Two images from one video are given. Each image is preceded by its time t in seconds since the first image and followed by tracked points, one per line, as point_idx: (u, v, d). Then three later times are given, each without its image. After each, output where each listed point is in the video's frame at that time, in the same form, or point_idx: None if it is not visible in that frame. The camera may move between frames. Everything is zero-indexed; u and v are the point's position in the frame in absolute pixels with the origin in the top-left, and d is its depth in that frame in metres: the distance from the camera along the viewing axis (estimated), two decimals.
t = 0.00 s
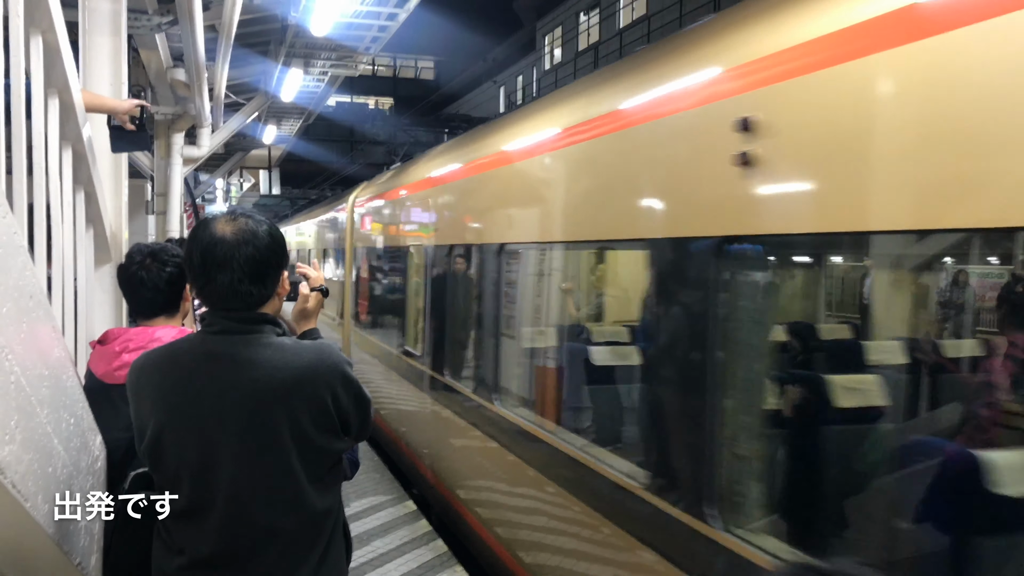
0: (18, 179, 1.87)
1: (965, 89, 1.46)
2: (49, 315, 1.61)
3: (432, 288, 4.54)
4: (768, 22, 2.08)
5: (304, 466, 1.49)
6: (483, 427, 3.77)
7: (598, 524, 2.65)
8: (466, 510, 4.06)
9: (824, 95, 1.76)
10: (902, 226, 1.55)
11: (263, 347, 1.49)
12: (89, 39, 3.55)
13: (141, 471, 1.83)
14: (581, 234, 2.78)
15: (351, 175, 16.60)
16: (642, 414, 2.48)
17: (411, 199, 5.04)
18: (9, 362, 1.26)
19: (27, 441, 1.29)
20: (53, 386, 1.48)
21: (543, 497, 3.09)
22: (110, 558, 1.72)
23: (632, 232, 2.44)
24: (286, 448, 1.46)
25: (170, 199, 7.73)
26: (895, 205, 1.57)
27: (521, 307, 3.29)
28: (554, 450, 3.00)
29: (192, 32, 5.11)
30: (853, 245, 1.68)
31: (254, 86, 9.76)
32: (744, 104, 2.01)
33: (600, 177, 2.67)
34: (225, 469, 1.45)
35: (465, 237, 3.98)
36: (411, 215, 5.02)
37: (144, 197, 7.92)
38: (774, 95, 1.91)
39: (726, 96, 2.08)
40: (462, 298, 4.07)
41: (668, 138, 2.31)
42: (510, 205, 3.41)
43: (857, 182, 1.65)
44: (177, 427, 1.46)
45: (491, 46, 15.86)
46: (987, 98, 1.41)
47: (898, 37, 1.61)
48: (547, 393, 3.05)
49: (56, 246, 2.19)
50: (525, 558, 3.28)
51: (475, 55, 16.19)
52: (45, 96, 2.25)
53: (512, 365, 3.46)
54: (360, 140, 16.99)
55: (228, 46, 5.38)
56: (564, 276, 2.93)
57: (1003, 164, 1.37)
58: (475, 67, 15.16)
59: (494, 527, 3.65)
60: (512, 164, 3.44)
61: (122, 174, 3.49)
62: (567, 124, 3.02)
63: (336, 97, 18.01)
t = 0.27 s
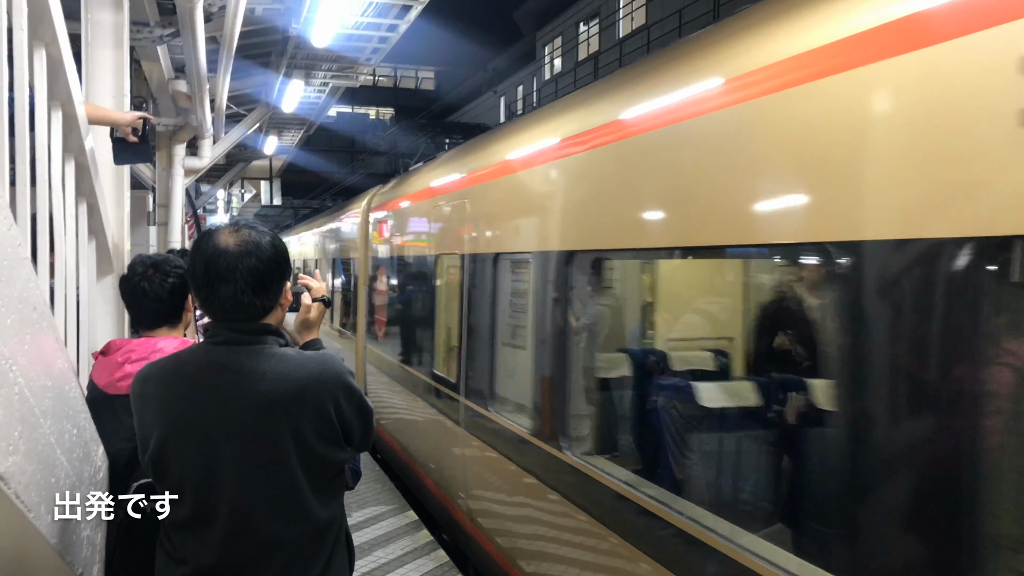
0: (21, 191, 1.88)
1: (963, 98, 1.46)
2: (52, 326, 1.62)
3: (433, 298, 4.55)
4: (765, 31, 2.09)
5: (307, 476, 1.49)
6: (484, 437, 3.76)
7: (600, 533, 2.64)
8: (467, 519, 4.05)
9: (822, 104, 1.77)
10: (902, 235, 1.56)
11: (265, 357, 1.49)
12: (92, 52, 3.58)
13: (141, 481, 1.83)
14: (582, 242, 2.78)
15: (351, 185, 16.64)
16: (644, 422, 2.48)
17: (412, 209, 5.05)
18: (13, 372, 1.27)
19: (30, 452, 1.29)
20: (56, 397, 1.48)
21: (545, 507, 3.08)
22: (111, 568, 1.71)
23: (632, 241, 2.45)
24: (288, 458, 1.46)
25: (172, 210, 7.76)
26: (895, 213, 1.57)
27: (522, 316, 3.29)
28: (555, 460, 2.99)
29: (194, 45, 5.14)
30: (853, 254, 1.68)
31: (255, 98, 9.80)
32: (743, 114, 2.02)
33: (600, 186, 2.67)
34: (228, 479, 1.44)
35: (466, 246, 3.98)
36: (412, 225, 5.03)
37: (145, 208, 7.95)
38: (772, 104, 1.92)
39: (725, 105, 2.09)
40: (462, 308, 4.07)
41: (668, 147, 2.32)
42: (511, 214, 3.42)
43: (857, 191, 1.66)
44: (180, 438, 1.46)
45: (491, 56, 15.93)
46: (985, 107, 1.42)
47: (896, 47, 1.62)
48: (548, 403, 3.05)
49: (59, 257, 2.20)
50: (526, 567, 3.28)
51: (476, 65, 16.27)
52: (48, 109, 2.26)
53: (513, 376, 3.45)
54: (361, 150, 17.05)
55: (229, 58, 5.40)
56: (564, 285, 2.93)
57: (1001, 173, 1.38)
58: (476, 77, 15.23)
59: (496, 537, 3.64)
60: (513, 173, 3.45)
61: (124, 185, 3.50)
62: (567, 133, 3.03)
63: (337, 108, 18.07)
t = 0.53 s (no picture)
0: (19, 197, 1.88)
1: (961, 107, 1.47)
2: (50, 332, 1.62)
3: (432, 305, 4.55)
4: (765, 40, 2.10)
5: (305, 483, 1.49)
6: (483, 444, 3.75)
7: (598, 541, 2.65)
8: (465, 527, 4.05)
9: (821, 112, 1.78)
10: (900, 243, 1.56)
11: (264, 364, 1.49)
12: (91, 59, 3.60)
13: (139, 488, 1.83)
14: (582, 250, 2.79)
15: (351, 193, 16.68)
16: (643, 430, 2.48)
17: (411, 216, 5.06)
18: (10, 378, 1.27)
19: (27, 457, 1.29)
20: (53, 403, 1.48)
21: (543, 515, 3.07)
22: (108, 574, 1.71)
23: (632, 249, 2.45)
24: (286, 465, 1.45)
25: (171, 217, 7.78)
26: (893, 221, 1.57)
27: (521, 323, 3.29)
28: (554, 468, 2.99)
29: (194, 53, 5.16)
30: (851, 261, 1.68)
31: (255, 105, 9.83)
32: (741, 122, 2.03)
33: (600, 193, 2.68)
34: (225, 486, 1.44)
35: (466, 253, 3.99)
36: (412, 232, 5.04)
37: (145, 215, 7.97)
38: (771, 112, 1.93)
39: (724, 113, 2.10)
40: (461, 315, 4.07)
41: (667, 155, 2.32)
42: (510, 221, 3.43)
43: (856, 198, 1.66)
44: (178, 444, 1.46)
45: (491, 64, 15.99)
46: (982, 116, 1.42)
47: (894, 56, 1.63)
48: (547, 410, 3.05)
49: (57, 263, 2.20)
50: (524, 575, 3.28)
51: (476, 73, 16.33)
52: (48, 115, 2.26)
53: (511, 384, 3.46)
54: (361, 158, 17.10)
55: (229, 66, 5.42)
56: (563, 292, 2.94)
57: (998, 181, 1.38)
58: (476, 86, 15.28)
59: (494, 544, 3.64)
60: (512, 181, 3.46)
61: (123, 191, 3.50)
62: (566, 141, 3.04)
63: (337, 115, 18.10)
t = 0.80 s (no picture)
0: (10, 202, 1.88)
1: (951, 115, 1.48)
2: (40, 337, 1.61)
3: (426, 311, 4.55)
4: (757, 48, 2.12)
5: (295, 489, 1.48)
6: (476, 451, 3.75)
7: (590, 548, 2.65)
8: (458, 533, 4.05)
9: (812, 120, 1.79)
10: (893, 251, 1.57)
11: (254, 369, 1.49)
12: (84, 64, 3.62)
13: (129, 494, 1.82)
14: (575, 256, 2.79)
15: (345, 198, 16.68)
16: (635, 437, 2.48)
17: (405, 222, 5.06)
18: None
19: (15, 463, 1.28)
20: (41, 408, 1.47)
21: (536, 522, 3.07)
22: None
23: (626, 255, 2.46)
24: (276, 472, 1.45)
25: (165, 222, 7.76)
26: (885, 228, 1.59)
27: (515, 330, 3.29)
28: (546, 475, 2.99)
29: (188, 58, 5.16)
30: (842, 269, 1.69)
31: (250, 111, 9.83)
32: (734, 130, 2.04)
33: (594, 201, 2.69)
34: (215, 492, 1.43)
35: (459, 259, 3.99)
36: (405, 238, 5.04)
37: (138, 220, 7.95)
38: (763, 120, 1.94)
39: (717, 121, 2.11)
40: (454, 322, 4.07)
41: (660, 162, 2.34)
42: (504, 227, 3.44)
43: (848, 206, 1.67)
44: (167, 449, 1.46)
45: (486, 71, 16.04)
46: (972, 125, 1.44)
47: (886, 65, 1.64)
48: (540, 417, 3.05)
49: (48, 268, 2.19)
50: None
51: (471, 80, 16.37)
52: (40, 120, 2.26)
53: (504, 391, 3.45)
54: (355, 164, 17.11)
55: (223, 71, 5.42)
56: (556, 298, 2.94)
57: (987, 189, 1.39)
58: (470, 92, 15.32)
59: (486, 551, 3.64)
60: (506, 188, 3.47)
61: (116, 196, 3.50)
62: (560, 148, 3.05)
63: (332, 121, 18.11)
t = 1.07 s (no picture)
0: (8, 205, 1.88)
1: (950, 122, 1.50)
2: (37, 339, 1.61)
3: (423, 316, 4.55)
4: (755, 56, 2.13)
5: (291, 493, 1.48)
6: (472, 456, 3.75)
7: (587, 554, 2.66)
8: (454, 538, 4.05)
9: (811, 127, 1.80)
10: (892, 257, 1.58)
11: (250, 373, 1.49)
12: (83, 67, 3.63)
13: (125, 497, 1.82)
14: (574, 261, 2.81)
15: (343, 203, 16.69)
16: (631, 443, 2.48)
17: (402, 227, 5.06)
18: None
19: (11, 464, 1.28)
20: (38, 409, 1.47)
21: (532, 528, 3.07)
22: None
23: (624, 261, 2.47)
24: (272, 476, 1.45)
25: (162, 226, 7.77)
26: (884, 236, 1.60)
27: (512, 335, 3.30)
28: (543, 480, 3.00)
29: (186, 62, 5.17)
30: (839, 276, 1.70)
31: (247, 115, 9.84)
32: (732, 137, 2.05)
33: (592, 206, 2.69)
34: (211, 495, 1.43)
35: (457, 264, 4.00)
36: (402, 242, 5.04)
37: (135, 224, 7.95)
38: (762, 127, 1.95)
39: (714, 128, 2.13)
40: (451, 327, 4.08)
41: (658, 169, 2.35)
42: (502, 232, 3.45)
43: (846, 213, 1.69)
44: (164, 452, 1.46)
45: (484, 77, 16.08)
46: (971, 132, 1.45)
47: (885, 72, 1.66)
48: (537, 423, 3.06)
49: (45, 270, 2.19)
50: None
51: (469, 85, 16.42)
52: (38, 123, 2.27)
53: (501, 396, 3.46)
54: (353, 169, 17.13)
55: (221, 75, 5.42)
56: (554, 304, 2.95)
57: (986, 196, 1.41)
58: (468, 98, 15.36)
59: (483, 557, 3.64)
60: (504, 193, 3.48)
61: (113, 199, 3.50)
62: (558, 154, 3.06)
63: (329, 126, 18.13)
